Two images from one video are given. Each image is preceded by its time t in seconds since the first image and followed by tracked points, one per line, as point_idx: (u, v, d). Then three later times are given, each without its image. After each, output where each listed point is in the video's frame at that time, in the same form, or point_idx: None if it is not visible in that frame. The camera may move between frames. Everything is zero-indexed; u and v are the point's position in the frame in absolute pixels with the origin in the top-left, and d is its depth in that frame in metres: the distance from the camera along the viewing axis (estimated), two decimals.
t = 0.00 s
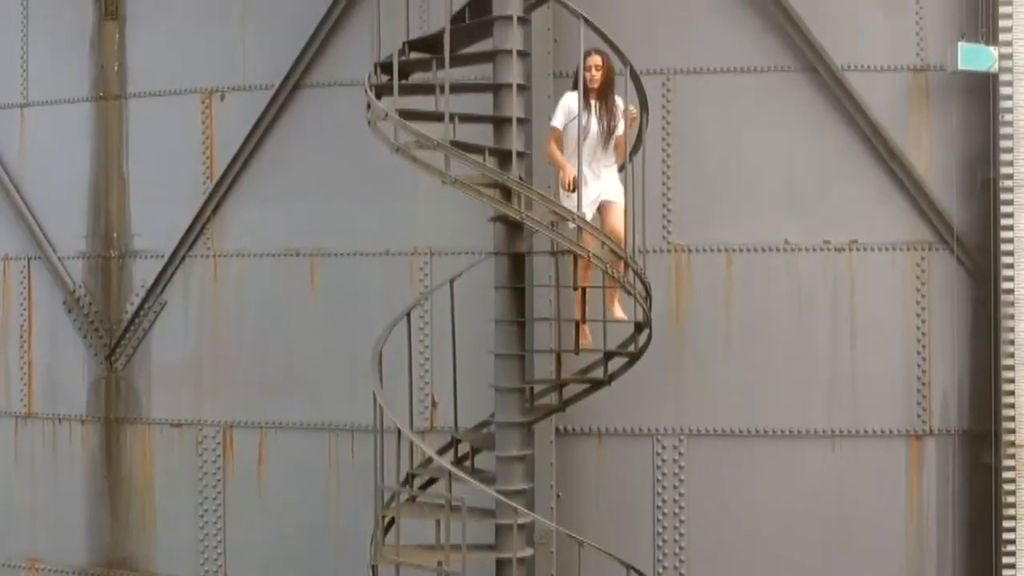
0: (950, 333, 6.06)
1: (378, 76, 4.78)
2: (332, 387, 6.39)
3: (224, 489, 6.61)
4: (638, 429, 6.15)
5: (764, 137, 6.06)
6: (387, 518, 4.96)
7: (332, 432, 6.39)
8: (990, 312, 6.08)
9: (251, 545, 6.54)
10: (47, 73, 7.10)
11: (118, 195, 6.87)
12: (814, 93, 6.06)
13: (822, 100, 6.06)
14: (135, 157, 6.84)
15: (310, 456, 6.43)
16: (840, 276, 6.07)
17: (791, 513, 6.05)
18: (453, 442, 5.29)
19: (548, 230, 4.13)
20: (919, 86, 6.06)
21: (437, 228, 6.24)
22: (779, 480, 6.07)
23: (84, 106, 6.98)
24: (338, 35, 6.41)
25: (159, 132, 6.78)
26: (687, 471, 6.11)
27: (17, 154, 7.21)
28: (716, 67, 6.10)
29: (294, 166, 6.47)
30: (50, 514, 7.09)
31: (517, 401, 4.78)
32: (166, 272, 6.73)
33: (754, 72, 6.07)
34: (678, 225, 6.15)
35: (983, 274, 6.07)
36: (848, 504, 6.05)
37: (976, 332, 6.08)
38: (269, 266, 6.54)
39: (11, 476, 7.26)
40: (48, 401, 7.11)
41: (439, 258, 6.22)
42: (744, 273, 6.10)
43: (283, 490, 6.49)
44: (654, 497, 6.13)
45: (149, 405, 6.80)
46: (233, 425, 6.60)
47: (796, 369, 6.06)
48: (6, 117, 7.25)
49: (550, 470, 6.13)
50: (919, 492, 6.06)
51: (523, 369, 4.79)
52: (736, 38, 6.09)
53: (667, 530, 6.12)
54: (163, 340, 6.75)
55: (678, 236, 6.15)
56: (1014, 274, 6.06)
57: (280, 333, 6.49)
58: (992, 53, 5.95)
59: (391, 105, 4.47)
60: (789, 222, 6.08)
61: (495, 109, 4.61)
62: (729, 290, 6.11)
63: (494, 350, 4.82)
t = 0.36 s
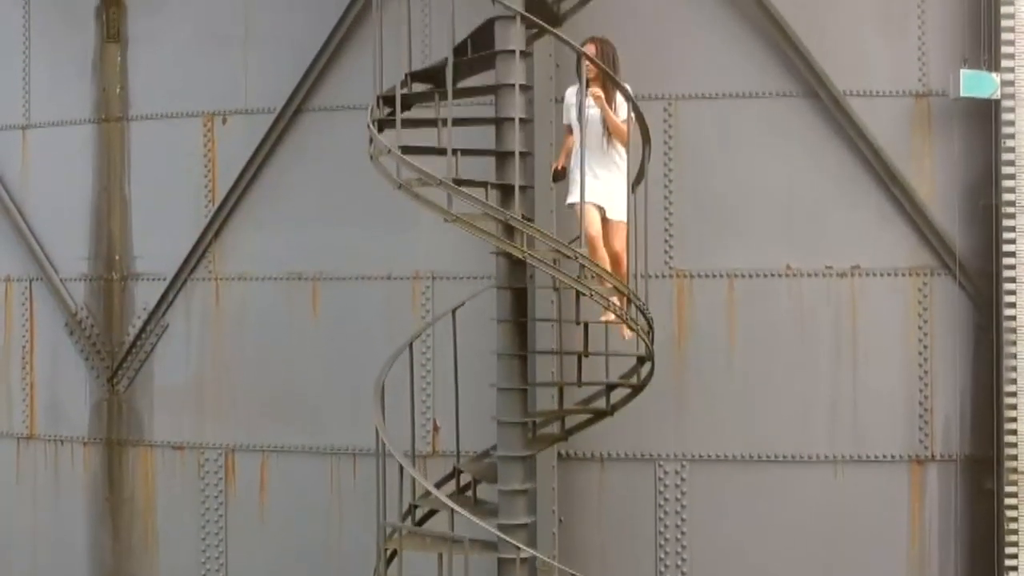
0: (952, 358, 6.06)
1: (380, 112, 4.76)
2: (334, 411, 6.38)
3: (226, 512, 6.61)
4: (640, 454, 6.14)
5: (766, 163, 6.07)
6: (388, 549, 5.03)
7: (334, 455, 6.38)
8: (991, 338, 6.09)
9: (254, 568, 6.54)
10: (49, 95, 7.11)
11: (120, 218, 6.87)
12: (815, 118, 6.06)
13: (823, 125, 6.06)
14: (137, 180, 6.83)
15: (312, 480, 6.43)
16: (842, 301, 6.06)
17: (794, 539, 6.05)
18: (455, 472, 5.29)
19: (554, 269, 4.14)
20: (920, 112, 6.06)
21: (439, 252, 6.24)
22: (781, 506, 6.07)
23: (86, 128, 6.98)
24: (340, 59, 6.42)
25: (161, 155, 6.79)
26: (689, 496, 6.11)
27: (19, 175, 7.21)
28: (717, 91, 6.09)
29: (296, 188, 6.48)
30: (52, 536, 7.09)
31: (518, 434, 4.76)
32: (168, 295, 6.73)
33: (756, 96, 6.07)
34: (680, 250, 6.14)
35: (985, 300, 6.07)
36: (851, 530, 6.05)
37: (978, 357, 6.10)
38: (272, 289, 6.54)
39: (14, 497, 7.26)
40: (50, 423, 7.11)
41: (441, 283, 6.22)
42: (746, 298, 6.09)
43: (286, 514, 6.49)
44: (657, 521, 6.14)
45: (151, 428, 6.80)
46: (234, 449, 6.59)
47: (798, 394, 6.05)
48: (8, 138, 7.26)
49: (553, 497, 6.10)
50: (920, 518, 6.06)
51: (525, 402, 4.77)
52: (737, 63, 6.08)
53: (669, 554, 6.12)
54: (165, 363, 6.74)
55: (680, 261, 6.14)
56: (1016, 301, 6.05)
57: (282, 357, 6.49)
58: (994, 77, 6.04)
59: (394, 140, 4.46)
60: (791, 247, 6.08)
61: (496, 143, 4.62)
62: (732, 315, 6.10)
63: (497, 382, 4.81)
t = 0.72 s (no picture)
0: (954, 385, 6.05)
1: (384, 147, 4.74)
2: (336, 437, 6.38)
3: (229, 536, 6.62)
4: (642, 480, 6.14)
5: (768, 190, 6.07)
6: None
7: (336, 480, 6.38)
8: (993, 363, 6.04)
9: None
10: (52, 117, 7.11)
11: (122, 241, 6.87)
12: (818, 145, 6.07)
13: (826, 152, 6.07)
14: (139, 203, 6.84)
15: (313, 505, 6.43)
16: (845, 328, 6.06)
17: (795, 565, 6.06)
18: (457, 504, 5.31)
19: (555, 309, 4.17)
20: (924, 139, 6.06)
21: (442, 278, 6.24)
22: (783, 532, 6.08)
23: (89, 151, 6.98)
24: (343, 85, 6.43)
25: (164, 179, 6.79)
26: (691, 523, 6.11)
27: (21, 198, 7.21)
28: (720, 116, 6.10)
29: (298, 213, 6.48)
30: (54, 559, 7.09)
31: (519, 470, 4.77)
32: (170, 319, 6.73)
33: (760, 122, 6.07)
34: (683, 276, 6.14)
35: (987, 325, 6.04)
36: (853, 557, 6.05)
37: (980, 384, 6.07)
38: (274, 314, 6.54)
39: (16, 520, 7.26)
40: (52, 446, 7.11)
41: (443, 308, 6.21)
42: (748, 325, 6.09)
43: (287, 539, 6.49)
44: (659, 548, 6.14)
45: (153, 452, 6.80)
46: (236, 473, 6.59)
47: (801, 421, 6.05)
48: (12, 160, 7.26)
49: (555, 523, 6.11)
50: (922, 545, 6.06)
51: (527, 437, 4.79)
52: (740, 89, 6.09)
53: None
54: (167, 386, 6.75)
55: (682, 287, 6.13)
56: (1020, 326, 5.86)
57: (284, 382, 6.49)
58: (998, 107, 5.87)
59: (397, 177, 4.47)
60: (793, 273, 6.08)
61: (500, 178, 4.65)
62: (734, 341, 6.10)
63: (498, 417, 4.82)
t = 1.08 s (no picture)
0: (956, 413, 6.05)
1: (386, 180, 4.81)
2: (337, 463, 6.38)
3: (231, 561, 6.63)
4: (644, 507, 6.14)
5: (770, 218, 6.08)
6: None
7: (337, 507, 6.38)
8: (996, 393, 6.05)
9: None
10: (54, 141, 7.10)
11: (124, 266, 6.88)
12: (821, 173, 6.08)
13: (829, 180, 6.07)
14: (140, 227, 6.84)
15: (315, 531, 6.43)
16: (848, 355, 6.06)
17: None
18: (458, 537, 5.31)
19: (555, 349, 4.15)
20: (926, 166, 6.06)
21: (443, 305, 6.23)
22: (785, 559, 6.09)
23: (91, 175, 6.98)
24: (344, 111, 6.42)
25: (166, 204, 6.79)
26: (694, 550, 6.12)
27: (23, 221, 7.21)
28: (723, 145, 6.10)
29: (300, 239, 6.48)
30: None
31: (522, 507, 4.79)
32: (172, 344, 6.73)
33: (762, 151, 6.08)
34: (685, 303, 6.14)
35: (989, 355, 6.05)
36: None
37: (983, 412, 6.07)
38: (276, 340, 6.54)
39: (18, 543, 7.27)
40: (54, 470, 7.11)
41: (445, 335, 6.20)
42: (750, 353, 6.09)
43: (289, 565, 6.49)
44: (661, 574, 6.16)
45: (155, 476, 6.80)
46: (237, 498, 6.59)
47: (803, 449, 6.05)
48: (14, 183, 7.25)
49: (557, 548, 6.18)
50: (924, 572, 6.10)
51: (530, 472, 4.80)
52: (743, 117, 6.09)
53: None
54: (169, 411, 6.75)
55: (684, 314, 6.14)
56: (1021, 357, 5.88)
57: (286, 407, 6.49)
58: (998, 134, 5.86)
59: (396, 215, 4.48)
60: (795, 301, 6.08)
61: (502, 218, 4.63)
62: (736, 369, 6.10)
63: (500, 452, 4.85)
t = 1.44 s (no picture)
0: (957, 440, 6.06)
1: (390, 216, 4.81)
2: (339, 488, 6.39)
3: None
4: (645, 533, 6.14)
5: (771, 245, 6.09)
6: None
7: (340, 532, 6.39)
8: (997, 420, 6.03)
9: None
10: (55, 164, 7.11)
11: (126, 290, 6.88)
12: (823, 201, 6.08)
13: (830, 208, 6.07)
14: (142, 251, 6.85)
15: (317, 556, 6.44)
16: (849, 382, 6.07)
17: None
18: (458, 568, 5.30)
19: (557, 390, 4.18)
20: (928, 193, 6.05)
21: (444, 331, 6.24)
22: None
23: (93, 198, 6.98)
24: (346, 136, 6.43)
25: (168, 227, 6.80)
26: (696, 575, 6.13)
27: (25, 244, 7.22)
28: (724, 172, 6.11)
29: (302, 264, 6.49)
30: None
31: (525, 543, 4.82)
32: (174, 369, 6.73)
33: (763, 178, 6.09)
34: (687, 329, 6.13)
35: (990, 382, 6.04)
36: None
37: (985, 439, 6.06)
38: (278, 365, 6.54)
39: (21, 565, 7.27)
40: (56, 492, 7.11)
41: (446, 360, 6.21)
42: (751, 380, 6.09)
43: None
44: None
45: (157, 500, 6.81)
46: (239, 522, 6.59)
47: (804, 475, 6.05)
48: (16, 207, 7.26)
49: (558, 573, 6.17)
50: None
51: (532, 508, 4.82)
52: (744, 145, 6.10)
53: None
54: (171, 435, 6.76)
55: (686, 341, 6.13)
56: None
57: (288, 432, 6.49)
58: (1000, 163, 5.84)
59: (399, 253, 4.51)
60: (796, 327, 6.09)
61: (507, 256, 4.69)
62: (738, 396, 6.10)
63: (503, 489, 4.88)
